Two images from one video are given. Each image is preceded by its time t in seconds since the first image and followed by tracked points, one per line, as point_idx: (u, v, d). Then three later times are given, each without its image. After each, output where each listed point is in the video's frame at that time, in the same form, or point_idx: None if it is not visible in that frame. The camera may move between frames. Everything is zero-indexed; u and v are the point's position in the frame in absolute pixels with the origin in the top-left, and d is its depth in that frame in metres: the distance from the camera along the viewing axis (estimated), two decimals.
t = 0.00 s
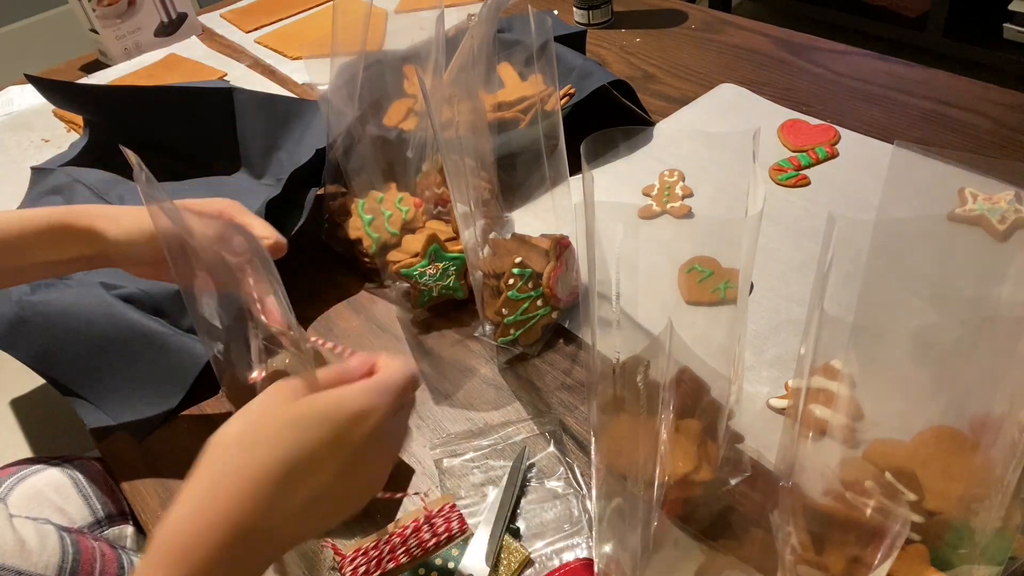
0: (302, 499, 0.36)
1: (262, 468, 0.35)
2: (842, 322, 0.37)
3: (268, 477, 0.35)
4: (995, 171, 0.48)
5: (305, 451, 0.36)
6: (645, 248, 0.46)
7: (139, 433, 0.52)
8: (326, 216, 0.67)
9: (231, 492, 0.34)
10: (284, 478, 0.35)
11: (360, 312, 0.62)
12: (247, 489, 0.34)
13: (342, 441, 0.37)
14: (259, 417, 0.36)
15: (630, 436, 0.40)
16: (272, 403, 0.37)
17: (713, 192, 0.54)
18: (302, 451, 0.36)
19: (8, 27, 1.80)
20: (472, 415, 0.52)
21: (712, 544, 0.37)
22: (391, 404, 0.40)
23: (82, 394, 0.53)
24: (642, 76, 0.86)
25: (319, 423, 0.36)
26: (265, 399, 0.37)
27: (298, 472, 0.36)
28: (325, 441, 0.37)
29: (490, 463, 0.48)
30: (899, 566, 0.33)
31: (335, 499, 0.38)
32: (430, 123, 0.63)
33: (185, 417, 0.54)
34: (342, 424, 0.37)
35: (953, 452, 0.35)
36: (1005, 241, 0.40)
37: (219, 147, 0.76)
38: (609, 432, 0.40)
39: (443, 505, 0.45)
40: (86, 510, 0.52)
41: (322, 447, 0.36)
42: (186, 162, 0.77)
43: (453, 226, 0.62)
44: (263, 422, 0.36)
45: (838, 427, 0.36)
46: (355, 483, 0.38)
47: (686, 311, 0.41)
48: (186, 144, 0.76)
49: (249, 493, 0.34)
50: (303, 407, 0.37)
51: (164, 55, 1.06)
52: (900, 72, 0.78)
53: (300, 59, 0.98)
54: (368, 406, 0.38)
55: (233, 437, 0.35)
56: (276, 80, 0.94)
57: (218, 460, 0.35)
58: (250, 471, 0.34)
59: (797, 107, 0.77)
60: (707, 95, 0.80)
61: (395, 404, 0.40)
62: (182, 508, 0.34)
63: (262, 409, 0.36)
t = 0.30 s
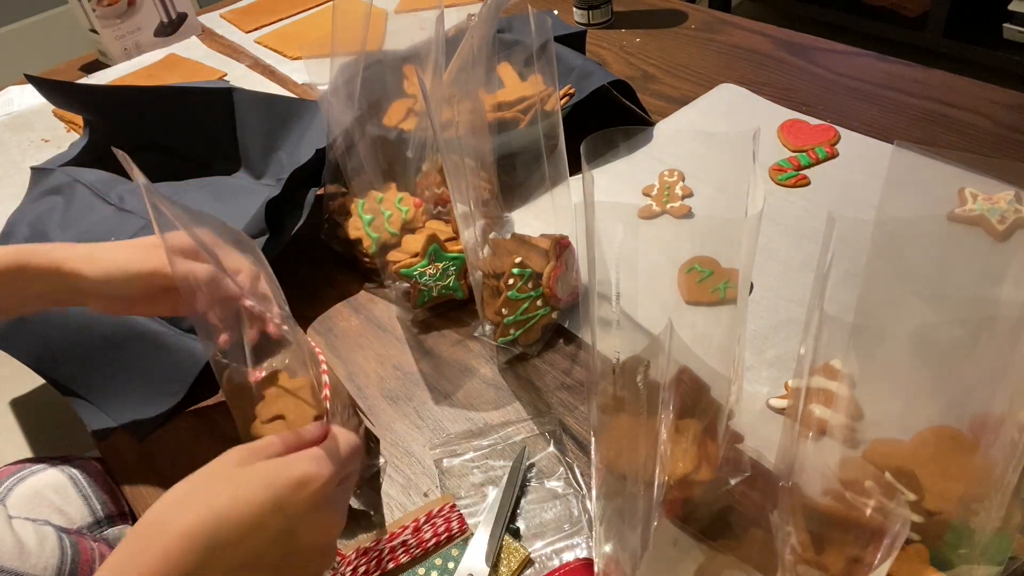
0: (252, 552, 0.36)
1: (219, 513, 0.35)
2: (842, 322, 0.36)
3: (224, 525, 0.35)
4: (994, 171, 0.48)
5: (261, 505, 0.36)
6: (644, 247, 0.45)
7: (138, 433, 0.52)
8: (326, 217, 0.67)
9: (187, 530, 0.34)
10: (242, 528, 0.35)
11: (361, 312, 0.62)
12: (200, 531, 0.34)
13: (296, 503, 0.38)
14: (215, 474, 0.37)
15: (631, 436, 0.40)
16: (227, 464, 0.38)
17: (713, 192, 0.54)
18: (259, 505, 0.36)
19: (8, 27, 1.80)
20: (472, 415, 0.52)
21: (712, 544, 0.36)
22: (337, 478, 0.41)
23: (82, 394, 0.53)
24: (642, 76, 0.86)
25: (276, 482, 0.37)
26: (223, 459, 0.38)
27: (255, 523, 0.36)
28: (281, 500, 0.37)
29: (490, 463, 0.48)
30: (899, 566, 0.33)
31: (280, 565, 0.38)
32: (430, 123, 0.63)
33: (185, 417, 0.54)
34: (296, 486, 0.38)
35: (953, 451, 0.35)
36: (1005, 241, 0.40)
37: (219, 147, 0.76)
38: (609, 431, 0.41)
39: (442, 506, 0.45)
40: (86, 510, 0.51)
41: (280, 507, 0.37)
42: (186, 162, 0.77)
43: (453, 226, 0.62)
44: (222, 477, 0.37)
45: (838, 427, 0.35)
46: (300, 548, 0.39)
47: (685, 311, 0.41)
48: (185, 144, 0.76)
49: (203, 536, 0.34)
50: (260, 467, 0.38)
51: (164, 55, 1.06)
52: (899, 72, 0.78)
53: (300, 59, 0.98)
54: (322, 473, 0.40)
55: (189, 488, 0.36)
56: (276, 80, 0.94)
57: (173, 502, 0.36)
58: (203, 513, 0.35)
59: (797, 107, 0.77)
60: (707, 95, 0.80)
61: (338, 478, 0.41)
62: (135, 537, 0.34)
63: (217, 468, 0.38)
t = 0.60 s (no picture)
0: None
1: (164, 548, 0.38)
2: (842, 322, 0.36)
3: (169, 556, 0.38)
4: (993, 172, 0.49)
5: (203, 545, 0.38)
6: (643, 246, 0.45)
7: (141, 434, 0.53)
8: (326, 216, 0.67)
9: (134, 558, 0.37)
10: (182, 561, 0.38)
11: (361, 312, 0.62)
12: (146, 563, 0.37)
13: (239, 538, 0.40)
14: (157, 500, 0.39)
15: (630, 436, 0.40)
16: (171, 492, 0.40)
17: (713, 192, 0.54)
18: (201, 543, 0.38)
19: (8, 27, 1.80)
20: (472, 415, 0.52)
21: (712, 543, 0.37)
22: (275, 503, 0.42)
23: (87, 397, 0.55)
24: (641, 77, 0.86)
25: (224, 523, 0.39)
26: (167, 483, 0.40)
27: (196, 558, 0.38)
28: (224, 537, 0.39)
29: (490, 463, 0.48)
30: (899, 566, 0.34)
31: None
32: (430, 123, 0.63)
33: (185, 417, 0.54)
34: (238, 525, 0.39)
35: (952, 451, 0.35)
36: (1004, 241, 0.40)
37: (220, 147, 0.76)
38: (609, 431, 0.41)
39: (442, 505, 0.45)
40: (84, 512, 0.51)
41: (220, 543, 0.39)
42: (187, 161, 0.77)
43: (453, 226, 0.62)
44: (166, 507, 0.39)
45: (838, 426, 0.35)
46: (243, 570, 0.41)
47: (685, 311, 0.41)
48: (186, 144, 0.76)
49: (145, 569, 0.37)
50: (209, 502, 0.39)
51: (164, 55, 1.06)
52: (899, 72, 0.78)
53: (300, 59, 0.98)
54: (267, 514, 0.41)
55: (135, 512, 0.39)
56: (276, 80, 0.95)
57: (123, 521, 0.38)
58: (155, 551, 0.38)
59: (797, 106, 0.77)
60: (707, 95, 0.80)
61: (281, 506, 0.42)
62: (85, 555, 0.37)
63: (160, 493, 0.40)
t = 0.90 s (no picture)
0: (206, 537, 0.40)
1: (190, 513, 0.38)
2: (842, 322, 0.36)
3: (191, 526, 0.39)
4: (993, 171, 0.49)
5: (216, 506, 0.40)
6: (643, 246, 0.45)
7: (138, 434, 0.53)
8: (326, 216, 0.67)
9: (162, 537, 0.37)
10: (201, 526, 0.39)
11: (360, 312, 0.62)
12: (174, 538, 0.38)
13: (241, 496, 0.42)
14: (160, 479, 0.38)
15: (629, 436, 0.40)
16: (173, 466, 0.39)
17: (713, 192, 0.54)
18: (216, 507, 0.40)
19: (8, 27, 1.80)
20: (472, 415, 0.52)
21: (711, 544, 0.37)
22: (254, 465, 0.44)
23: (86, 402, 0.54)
24: (641, 77, 0.86)
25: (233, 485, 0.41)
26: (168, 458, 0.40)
27: (209, 521, 0.40)
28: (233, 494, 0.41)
29: (490, 463, 0.48)
30: (899, 566, 0.34)
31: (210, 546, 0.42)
32: (430, 123, 0.63)
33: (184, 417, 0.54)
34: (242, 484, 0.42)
35: (951, 451, 0.35)
36: (1003, 242, 0.40)
37: (220, 146, 0.76)
38: (609, 432, 0.41)
39: (442, 505, 0.45)
40: (85, 511, 0.51)
41: (228, 502, 0.41)
42: (186, 161, 0.77)
43: (452, 226, 0.62)
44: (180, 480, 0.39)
45: (838, 426, 0.35)
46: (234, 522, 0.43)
47: (685, 311, 0.41)
48: (185, 144, 0.77)
49: (172, 543, 0.38)
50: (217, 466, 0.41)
51: (164, 55, 1.06)
52: (899, 72, 0.78)
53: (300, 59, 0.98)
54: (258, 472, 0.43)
55: (144, 496, 0.37)
56: (276, 81, 0.95)
57: (132, 509, 0.37)
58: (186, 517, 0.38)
59: (797, 107, 0.77)
60: (707, 96, 0.80)
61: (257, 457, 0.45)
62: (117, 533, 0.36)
63: (161, 471, 0.39)
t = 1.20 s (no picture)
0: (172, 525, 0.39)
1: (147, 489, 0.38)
2: (842, 322, 0.36)
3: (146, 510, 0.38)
4: (993, 172, 0.49)
5: (176, 491, 0.39)
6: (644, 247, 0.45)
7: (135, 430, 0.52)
8: (326, 216, 0.67)
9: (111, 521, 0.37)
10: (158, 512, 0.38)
11: (361, 312, 0.62)
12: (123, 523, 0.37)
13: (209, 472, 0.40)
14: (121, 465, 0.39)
15: (629, 436, 0.40)
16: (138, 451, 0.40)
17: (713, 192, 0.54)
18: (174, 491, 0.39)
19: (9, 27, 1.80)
20: (472, 415, 0.52)
21: (711, 544, 0.37)
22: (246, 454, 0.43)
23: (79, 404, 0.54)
24: (641, 77, 0.86)
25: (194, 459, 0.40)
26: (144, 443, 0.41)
27: (170, 506, 0.39)
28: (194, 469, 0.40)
29: (490, 463, 0.48)
30: (899, 566, 0.33)
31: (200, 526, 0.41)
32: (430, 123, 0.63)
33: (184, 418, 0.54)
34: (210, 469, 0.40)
35: (951, 451, 0.35)
36: (1003, 242, 0.40)
37: (220, 145, 0.76)
38: (609, 431, 0.41)
39: (442, 505, 0.45)
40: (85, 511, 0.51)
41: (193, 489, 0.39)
42: (186, 161, 0.77)
43: (452, 226, 0.62)
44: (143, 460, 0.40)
45: (838, 426, 0.35)
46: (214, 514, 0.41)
47: (685, 311, 0.41)
48: (185, 144, 0.77)
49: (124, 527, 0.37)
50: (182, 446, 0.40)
51: (164, 55, 1.06)
52: (898, 72, 0.78)
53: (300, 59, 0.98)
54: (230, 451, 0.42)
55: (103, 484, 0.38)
56: (276, 81, 0.95)
57: (90, 497, 0.38)
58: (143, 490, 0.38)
59: (797, 107, 0.77)
60: (707, 95, 0.80)
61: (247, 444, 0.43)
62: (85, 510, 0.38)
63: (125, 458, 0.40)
